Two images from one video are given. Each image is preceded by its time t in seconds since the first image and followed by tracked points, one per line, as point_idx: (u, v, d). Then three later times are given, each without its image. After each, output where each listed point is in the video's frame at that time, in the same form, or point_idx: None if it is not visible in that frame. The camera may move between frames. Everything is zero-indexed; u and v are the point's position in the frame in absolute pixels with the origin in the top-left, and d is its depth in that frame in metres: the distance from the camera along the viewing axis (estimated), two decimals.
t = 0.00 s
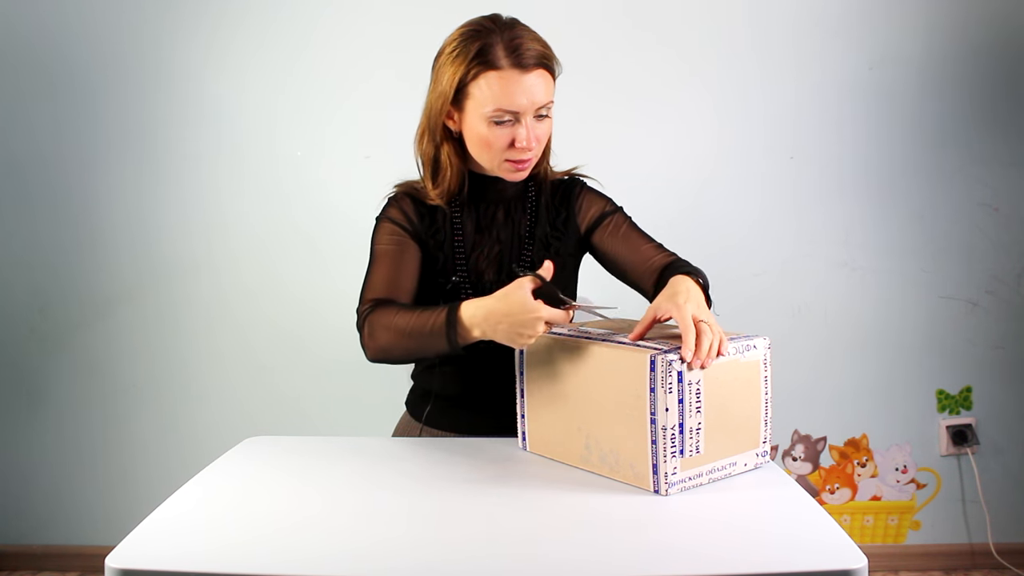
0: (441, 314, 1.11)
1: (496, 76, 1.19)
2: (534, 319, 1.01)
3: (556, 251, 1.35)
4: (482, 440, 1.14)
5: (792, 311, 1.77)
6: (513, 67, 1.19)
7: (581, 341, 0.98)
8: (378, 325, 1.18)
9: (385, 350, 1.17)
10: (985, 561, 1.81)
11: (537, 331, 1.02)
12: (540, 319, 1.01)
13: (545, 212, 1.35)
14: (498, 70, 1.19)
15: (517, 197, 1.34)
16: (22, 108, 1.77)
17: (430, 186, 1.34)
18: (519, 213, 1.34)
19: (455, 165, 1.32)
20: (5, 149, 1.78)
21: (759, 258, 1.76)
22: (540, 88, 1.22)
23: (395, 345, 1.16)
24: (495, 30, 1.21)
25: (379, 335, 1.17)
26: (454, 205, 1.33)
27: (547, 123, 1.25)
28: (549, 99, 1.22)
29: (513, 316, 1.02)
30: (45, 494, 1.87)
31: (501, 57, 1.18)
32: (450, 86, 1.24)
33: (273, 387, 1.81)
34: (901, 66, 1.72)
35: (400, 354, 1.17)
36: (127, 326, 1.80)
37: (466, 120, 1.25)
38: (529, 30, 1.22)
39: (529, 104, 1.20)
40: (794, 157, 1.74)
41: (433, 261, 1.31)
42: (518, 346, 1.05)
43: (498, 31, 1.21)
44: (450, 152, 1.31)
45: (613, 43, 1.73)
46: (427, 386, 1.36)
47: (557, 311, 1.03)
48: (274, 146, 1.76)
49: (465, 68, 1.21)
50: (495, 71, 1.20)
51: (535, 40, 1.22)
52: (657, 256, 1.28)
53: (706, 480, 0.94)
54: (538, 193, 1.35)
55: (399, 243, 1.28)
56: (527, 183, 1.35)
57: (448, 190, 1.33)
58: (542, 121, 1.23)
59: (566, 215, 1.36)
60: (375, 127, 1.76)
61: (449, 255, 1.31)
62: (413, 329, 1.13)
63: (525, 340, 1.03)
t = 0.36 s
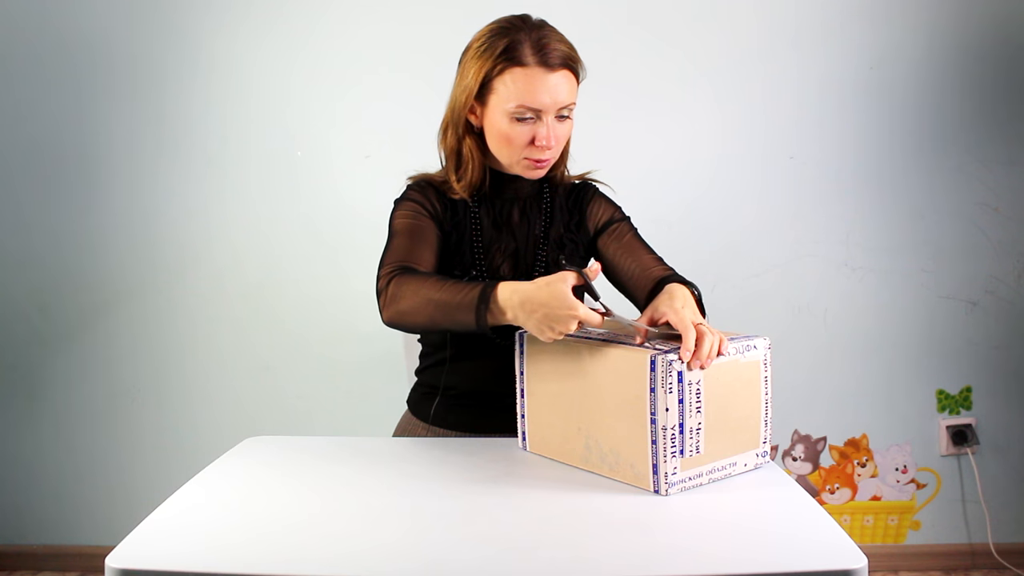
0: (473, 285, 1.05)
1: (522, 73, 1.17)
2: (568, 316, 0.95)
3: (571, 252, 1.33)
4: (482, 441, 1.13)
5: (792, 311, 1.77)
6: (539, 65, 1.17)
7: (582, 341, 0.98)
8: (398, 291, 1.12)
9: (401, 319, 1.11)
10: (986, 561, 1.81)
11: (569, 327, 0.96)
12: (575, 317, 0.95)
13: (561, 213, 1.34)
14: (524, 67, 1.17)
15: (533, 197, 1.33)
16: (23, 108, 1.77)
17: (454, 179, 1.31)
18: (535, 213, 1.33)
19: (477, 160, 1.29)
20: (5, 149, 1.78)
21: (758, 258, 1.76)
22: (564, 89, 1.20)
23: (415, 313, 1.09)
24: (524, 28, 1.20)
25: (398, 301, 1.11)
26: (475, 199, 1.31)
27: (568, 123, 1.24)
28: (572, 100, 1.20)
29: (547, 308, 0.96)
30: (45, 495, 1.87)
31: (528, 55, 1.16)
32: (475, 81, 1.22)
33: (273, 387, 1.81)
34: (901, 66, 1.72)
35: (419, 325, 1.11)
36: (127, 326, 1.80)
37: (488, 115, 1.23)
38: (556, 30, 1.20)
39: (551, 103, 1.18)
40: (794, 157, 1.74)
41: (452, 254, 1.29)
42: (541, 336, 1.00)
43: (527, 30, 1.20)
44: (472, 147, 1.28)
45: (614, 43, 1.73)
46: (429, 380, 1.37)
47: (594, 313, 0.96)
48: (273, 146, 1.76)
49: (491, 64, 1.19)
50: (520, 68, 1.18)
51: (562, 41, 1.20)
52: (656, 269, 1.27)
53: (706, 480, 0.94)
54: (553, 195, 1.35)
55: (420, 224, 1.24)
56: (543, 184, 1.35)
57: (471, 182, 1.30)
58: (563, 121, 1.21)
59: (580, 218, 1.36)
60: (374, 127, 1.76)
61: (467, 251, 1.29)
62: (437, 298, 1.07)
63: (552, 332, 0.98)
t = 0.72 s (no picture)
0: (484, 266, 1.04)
1: (536, 73, 1.18)
2: (578, 307, 0.95)
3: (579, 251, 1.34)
4: (482, 441, 1.13)
5: (792, 311, 1.77)
6: (554, 65, 1.18)
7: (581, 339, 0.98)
8: (403, 261, 1.12)
9: (402, 290, 1.12)
10: (985, 561, 1.81)
11: (576, 318, 0.96)
12: (585, 308, 0.95)
13: (571, 215, 1.35)
14: (539, 67, 1.17)
15: (543, 199, 1.34)
16: (22, 108, 1.77)
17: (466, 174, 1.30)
18: (545, 214, 1.34)
19: (491, 159, 1.29)
20: (5, 149, 1.78)
21: (758, 259, 1.76)
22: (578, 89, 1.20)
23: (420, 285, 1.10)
24: (539, 29, 1.20)
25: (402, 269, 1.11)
26: (488, 198, 1.31)
27: (580, 124, 1.24)
28: (585, 101, 1.21)
29: (558, 297, 0.96)
30: (46, 495, 1.87)
31: (543, 55, 1.17)
32: (490, 81, 1.22)
33: (273, 387, 1.81)
34: (901, 67, 1.72)
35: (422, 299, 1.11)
36: (127, 326, 1.80)
37: (502, 115, 1.23)
38: (571, 31, 1.21)
39: (565, 103, 1.18)
40: (794, 157, 1.74)
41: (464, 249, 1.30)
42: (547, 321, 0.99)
43: (542, 30, 1.20)
44: (486, 147, 1.28)
45: (614, 43, 1.73)
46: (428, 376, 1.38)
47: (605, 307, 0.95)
48: (273, 146, 1.76)
49: (506, 63, 1.19)
50: (535, 68, 1.18)
51: (577, 42, 1.20)
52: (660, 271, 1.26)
53: (706, 480, 0.94)
54: (563, 196, 1.35)
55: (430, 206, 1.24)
56: (552, 186, 1.35)
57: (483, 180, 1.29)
58: (576, 122, 1.22)
59: (589, 218, 1.37)
60: (374, 127, 1.76)
61: (480, 246, 1.30)
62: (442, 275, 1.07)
63: (559, 319, 0.98)
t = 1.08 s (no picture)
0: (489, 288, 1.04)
1: (539, 74, 1.17)
2: (581, 325, 0.94)
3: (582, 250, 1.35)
4: (481, 441, 1.13)
5: (792, 311, 1.77)
6: (557, 67, 1.17)
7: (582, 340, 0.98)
8: (406, 279, 1.11)
9: (405, 307, 1.11)
10: (985, 561, 1.81)
11: (582, 336, 0.94)
12: (590, 326, 0.93)
13: (574, 214, 1.35)
14: (541, 68, 1.17)
15: (546, 199, 1.34)
16: (22, 108, 1.77)
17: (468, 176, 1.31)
18: (548, 215, 1.34)
19: (493, 159, 1.29)
20: (5, 149, 1.78)
21: (759, 259, 1.76)
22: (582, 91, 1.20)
23: (424, 303, 1.09)
24: (544, 30, 1.20)
25: (405, 286, 1.10)
26: (491, 200, 1.31)
27: (585, 127, 1.23)
28: (589, 103, 1.20)
29: (562, 317, 0.95)
30: (46, 495, 1.87)
31: (546, 55, 1.16)
32: (493, 82, 1.22)
33: (273, 387, 1.81)
34: (901, 67, 1.72)
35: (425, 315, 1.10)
36: (127, 326, 1.80)
37: (504, 116, 1.23)
38: (576, 33, 1.20)
39: (568, 105, 1.18)
40: (794, 157, 1.74)
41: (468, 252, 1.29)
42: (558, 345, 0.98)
43: (547, 31, 1.20)
44: (488, 147, 1.28)
45: (613, 43, 1.73)
46: (429, 375, 1.38)
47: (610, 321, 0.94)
48: (274, 146, 1.76)
49: (509, 64, 1.19)
50: (538, 69, 1.18)
51: (581, 43, 1.20)
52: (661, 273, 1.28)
53: (706, 481, 0.94)
54: (565, 197, 1.36)
55: (433, 217, 1.23)
56: (555, 187, 1.36)
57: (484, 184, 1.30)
58: (579, 124, 1.21)
59: (593, 216, 1.36)
60: (374, 127, 1.76)
61: (484, 247, 1.30)
62: (446, 293, 1.06)
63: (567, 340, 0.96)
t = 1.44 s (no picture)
0: (482, 269, 1.04)
1: (539, 76, 1.18)
2: (576, 311, 0.97)
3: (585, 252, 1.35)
4: (481, 441, 1.13)
5: (792, 311, 1.77)
6: (557, 69, 1.17)
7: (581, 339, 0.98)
8: (397, 259, 1.11)
9: (395, 288, 1.11)
10: (985, 561, 1.81)
11: (573, 323, 0.98)
12: (582, 313, 0.96)
13: (577, 215, 1.35)
14: (541, 70, 1.17)
15: (549, 199, 1.34)
16: (22, 108, 1.77)
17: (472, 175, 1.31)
18: (551, 215, 1.34)
19: (496, 161, 1.29)
20: (6, 150, 1.78)
21: (758, 258, 1.76)
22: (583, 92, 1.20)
23: (414, 284, 1.08)
24: (544, 31, 1.20)
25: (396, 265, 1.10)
26: (494, 200, 1.31)
27: (586, 127, 1.24)
28: (590, 104, 1.21)
29: (556, 301, 0.97)
30: (46, 496, 1.87)
31: (546, 57, 1.16)
32: (493, 83, 1.22)
33: (273, 387, 1.81)
34: (901, 67, 1.72)
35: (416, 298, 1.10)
36: (129, 326, 1.80)
37: (505, 118, 1.23)
38: (576, 33, 1.20)
39: (569, 107, 1.18)
40: (794, 157, 1.74)
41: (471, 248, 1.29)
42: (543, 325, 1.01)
43: (547, 32, 1.20)
44: (490, 147, 1.28)
45: (613, 43, 1.73)
46: (429, 374, 1.38)
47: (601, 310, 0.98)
48: (274, 146, 1.76)
49: (509, 66, 1.19)
50: (538, 71, 1.18)
51: (582, 44, 1.20)
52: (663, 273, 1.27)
53: (706, 481, 0.94)
54: (567, 197, 1.36)
55: (433, 206, 1.23)
56: (558, 187, 1.36)
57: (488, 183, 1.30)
58: (580, 126, 1.22)
59: (595, 218, 1.36)
60: (374, 127, 1.76)
61: (487, 245, 1.30)
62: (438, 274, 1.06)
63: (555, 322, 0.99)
